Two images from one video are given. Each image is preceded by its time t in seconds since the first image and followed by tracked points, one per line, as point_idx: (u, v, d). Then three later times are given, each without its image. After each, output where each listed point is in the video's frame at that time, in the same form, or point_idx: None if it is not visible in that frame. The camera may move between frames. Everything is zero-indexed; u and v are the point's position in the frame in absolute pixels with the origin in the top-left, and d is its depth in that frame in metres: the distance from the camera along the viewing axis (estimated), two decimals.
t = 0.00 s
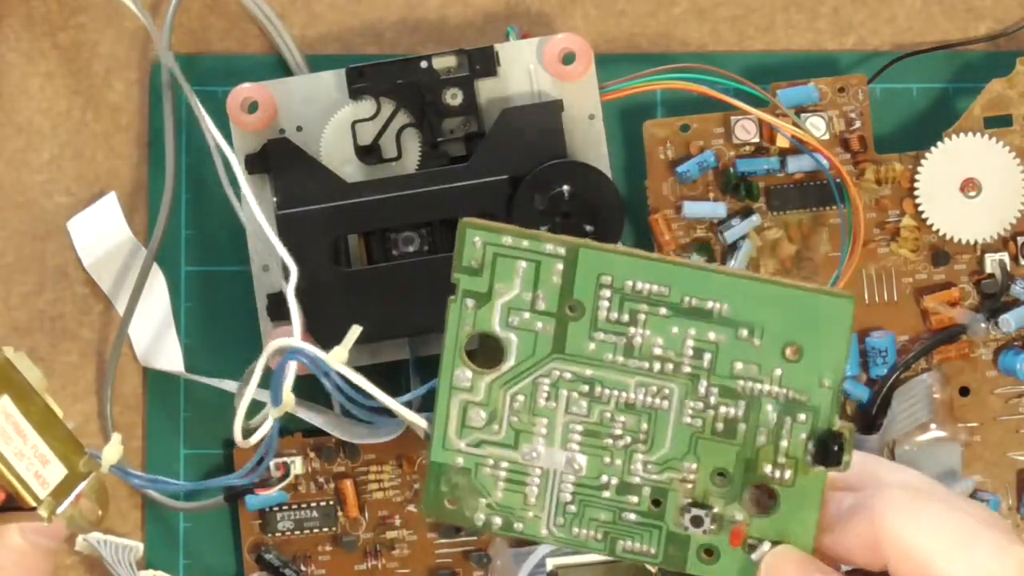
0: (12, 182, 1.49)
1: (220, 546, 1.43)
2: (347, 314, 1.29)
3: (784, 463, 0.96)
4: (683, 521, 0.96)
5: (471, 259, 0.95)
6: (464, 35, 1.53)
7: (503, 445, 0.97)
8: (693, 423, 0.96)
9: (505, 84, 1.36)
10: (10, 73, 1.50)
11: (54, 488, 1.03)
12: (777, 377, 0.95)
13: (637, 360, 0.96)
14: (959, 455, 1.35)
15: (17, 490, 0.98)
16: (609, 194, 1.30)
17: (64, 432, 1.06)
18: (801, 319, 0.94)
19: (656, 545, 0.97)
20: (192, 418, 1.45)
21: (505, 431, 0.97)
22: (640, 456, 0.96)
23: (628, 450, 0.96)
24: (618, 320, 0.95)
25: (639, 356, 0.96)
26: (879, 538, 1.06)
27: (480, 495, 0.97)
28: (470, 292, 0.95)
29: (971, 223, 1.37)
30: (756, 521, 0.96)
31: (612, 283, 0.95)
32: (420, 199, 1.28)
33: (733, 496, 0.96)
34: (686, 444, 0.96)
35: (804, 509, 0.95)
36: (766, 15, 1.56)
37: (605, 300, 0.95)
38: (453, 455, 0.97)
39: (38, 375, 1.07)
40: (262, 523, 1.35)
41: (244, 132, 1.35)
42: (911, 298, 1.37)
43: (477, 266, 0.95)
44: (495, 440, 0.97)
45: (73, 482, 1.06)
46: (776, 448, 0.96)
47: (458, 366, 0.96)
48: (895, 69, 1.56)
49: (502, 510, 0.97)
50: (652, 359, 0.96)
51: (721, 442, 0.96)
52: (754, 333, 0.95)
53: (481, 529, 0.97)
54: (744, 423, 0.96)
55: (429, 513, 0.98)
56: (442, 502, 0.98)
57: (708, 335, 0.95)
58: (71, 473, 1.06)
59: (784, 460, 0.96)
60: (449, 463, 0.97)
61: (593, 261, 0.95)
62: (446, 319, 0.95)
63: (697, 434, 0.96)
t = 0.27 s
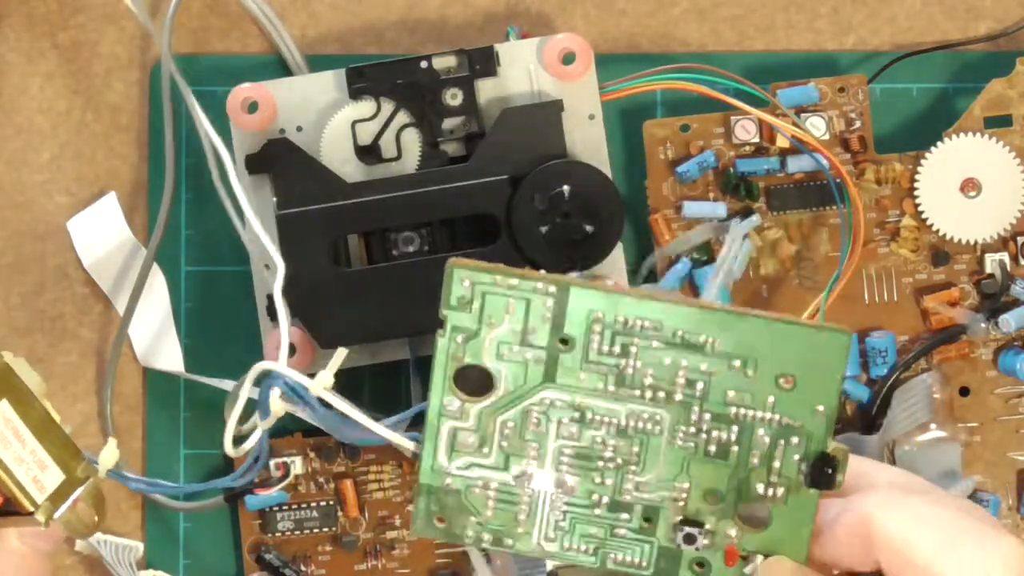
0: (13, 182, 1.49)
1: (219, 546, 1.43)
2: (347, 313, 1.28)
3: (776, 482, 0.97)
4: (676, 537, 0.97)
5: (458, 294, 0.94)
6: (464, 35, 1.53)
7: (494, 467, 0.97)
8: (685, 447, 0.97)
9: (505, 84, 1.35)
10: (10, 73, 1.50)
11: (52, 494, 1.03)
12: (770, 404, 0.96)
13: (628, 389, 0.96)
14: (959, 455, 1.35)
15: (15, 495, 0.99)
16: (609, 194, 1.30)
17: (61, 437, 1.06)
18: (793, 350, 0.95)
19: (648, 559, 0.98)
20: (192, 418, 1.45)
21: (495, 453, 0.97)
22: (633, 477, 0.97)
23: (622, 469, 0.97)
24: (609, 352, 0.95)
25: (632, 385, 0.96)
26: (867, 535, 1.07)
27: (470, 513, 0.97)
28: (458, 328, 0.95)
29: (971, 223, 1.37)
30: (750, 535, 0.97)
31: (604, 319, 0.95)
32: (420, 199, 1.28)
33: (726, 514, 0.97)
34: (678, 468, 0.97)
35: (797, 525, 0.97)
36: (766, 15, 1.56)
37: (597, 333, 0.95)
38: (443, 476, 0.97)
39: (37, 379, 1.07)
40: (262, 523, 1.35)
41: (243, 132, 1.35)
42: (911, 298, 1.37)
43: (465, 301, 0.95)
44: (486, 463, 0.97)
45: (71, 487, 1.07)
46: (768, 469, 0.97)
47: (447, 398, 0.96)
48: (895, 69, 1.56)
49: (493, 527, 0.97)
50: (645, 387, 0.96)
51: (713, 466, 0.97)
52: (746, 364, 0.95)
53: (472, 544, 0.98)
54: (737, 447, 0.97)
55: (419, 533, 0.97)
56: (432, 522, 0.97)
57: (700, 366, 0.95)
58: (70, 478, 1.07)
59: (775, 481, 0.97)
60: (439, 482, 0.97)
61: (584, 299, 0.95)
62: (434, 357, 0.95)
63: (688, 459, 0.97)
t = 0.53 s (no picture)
0: (13, 182, 1.49)
1: (219, 546, 1.43)
2: (347, 314, 1.29)
3: (775, 466, 0.93)
4: (680, 533, 0.93)
5: (447, 284, 0.92)
6: (464, 35, 1.53)
7: (489, 479, 0.93)
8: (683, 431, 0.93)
9: (505, 84, 1.35)
10: (10, 73, 1.50)
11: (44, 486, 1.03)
12: (764, 374, 0.93)
13: (622, 372, 0.93)
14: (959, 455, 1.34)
15: (10, 488, 0.97)
16: (609, 194, 1.30)
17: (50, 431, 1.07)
18: (784, 312, 0.92)
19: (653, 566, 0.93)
20: (192, 418, 1.45)
21: (489, 462, 0.93)
22: (631, 471, 0.93)
23: (620, 463, 0.93)
24: (599, 333, 0.93)
25: (625, 366, 0.93)
26: (872, 524, 1.09)
27: (468, 536, 0.93)
28: (451, 319, 0.92)
29: (971, 223, 1.37)
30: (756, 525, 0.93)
31: (595, 294, 0.93)
32: (420, 199, 1.28)
33: (725, 502, 0.93)
34: (678, 456, 0.93)
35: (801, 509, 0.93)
36: (766, 15, 1.56)
37: (588, 311, 0.93)
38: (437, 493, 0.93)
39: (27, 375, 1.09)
40: (262, 523, 1.35)
41: (243, 131, 1.34)
42: (911, 298, 1.37)
43: (453, 291, 0.92)
44: (479, 474, 0.93)
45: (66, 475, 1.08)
46: (770, 449, 0.93)
47: (440, 402, 0.92)
48: (895, 69, 1.56)
49: (491, 552, 0.93)
50: (638, 367, 0.93)
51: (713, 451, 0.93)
52: (738, 329, 0.93)
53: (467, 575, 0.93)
54: (735, 427, 0.93)
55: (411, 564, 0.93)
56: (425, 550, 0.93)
57: (693, 337, 0.93)
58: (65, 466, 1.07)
59: (774, 458, 0.93)
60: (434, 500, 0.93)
61: (573, 272, 0.92)
62: (428, 351, 0.91)
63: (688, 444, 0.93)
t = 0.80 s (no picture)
0: (13, 181, 1.49)
1: (219, 546, 1.42)
2: (347, 314, 1.28)
3: (732, 432, 0.98)
4: (651, 517, 0.97)
5: (394, 300, 0.96)
6: (464, 35, 1.53)
7: (461, 482, 0.97)
8: (637, 416, 0.98)
9: (505, 84, 1.35)
10: (10, 73, 1.50)
11: (61, 495, 1.17)
12: (705, 350, 0.99)
13: (573, 366, 0.98)
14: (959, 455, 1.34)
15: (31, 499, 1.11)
16: (609, 194, 1.30)
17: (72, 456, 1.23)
18: (717, 285, 0.98)
19: (632, 551, 0.97)
20: (192, 418, 1.45)
21: (459, 467, 0.97)
22: (595, 461, 0.97)
23: (581, 453, 0.97)
24: (546, 330, 0.98)
25: (574, 358, 0.98)
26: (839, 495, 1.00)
27: (447, 542, 0.96)
28: (400, 333, 0.96)
29: (971, 223, 1.37)
30: (724, 498, 0.97)
31: (535, 292, 0.98)
32: (420, 199, 1.28)
33: (692, 478, 0.98)
34: (636, 439, 0.98)
35: (760, 475, 0.98)
36: (766, 15, 1.56)
37: (530, 308, 0.97)
38: (414, 509, 0.96)
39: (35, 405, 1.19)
40: (262, 523, 1.35)
41: (243, 132, 1.34)
42: (911, 298, 1.37)
43: (401, 305, 0.96)
44: (451, 479, 0.96)
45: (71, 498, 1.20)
46: (721, 419, 0.98)
47: (401, 414, 0.96)
48: (895, 69, 1.56)
49: (473, 553, 0.96)
50: (587, 358, 0.98)
51: (668, 430, 0.98)
52: (675, 310, 0.98)
53: None
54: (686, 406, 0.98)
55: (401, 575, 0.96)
56: (413, 562, 0.95)
57: (636, 325, 0.98)
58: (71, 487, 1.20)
59: (729, 428, 0.98)
60: (411, 514, 0.96)
61: (513, 274, 0.97)
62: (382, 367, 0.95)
63: (642, 428, 0.98)
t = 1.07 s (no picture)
0: (13, 181, 1.49)
1: (219, 547, 1.42)
2: (347, 314, 1.29)
3: (713, 441, 1.03)
4: (634, 505, 1.01)
5: (384, 337, 1.02)
6: (464, 35, 1.53)
7: (445, 477, 1.00)
8: (619, 427, 1.03)
9: (505, 84, 1.35)
10: (9, 73, 1.50)
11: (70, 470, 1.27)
12: (683, 375, 1.04)
13: (555, 386, 1.03)
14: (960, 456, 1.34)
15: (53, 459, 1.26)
16: (609, 194, 1.29)
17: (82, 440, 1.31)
18: (693, 323, 1.05)
19: (614, 531, 1.00)
20: (192, 419, 1.45)
21: (444, 464, 1.00)
22: (577, 459, 1.02)
23: (564, 457, 1.02)
24: (530, 359, 1.03)
25: (558, 381, 1.03)
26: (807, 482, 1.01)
27: (432, 523, 0.99)
28: (389, 361, 1.02)
29: (971, 223, 1.37)
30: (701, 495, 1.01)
31: (517, 330, 1.04)
32: (420, 199, 1.28)
33: (672, 475, 1.02)
34: (618, 445, 1.03)
35: (740, 475, 1.02)
36: (766, 15, 1.56)
37: (512, 344, 1.04)
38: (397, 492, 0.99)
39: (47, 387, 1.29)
40: (262, 523, 1.35)
41: (243, 132, 1.35)
42: (911, 298, 1.37)
43: (392, 340, 1.02)
44: (435, 474, 1.00)
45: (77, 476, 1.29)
46: (702, 429, 1.03)
47: (388, 420, 1.01)
48: (895, 69, 1.56)
49: (456, 532, 0.99)
50: (571, 381, 1.03)
51: (648, 438, 1.03)
52: (655, 346, 1.05)
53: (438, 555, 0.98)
54: (667, 419, 1.03)
55: (384, 551, 0.98)
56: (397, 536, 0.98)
57: (618, 355, 1.04)
58: (83, 466, 1.30)
59: (711, 436, 1.03)
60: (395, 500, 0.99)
61: (495, 319, 1.04)
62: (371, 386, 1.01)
63: (623, 437, 1.03)
